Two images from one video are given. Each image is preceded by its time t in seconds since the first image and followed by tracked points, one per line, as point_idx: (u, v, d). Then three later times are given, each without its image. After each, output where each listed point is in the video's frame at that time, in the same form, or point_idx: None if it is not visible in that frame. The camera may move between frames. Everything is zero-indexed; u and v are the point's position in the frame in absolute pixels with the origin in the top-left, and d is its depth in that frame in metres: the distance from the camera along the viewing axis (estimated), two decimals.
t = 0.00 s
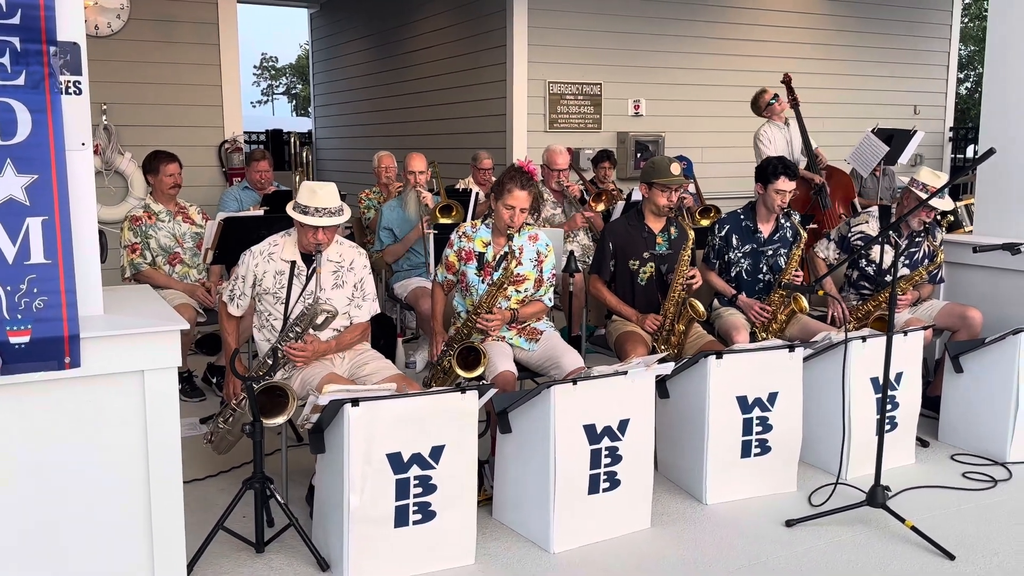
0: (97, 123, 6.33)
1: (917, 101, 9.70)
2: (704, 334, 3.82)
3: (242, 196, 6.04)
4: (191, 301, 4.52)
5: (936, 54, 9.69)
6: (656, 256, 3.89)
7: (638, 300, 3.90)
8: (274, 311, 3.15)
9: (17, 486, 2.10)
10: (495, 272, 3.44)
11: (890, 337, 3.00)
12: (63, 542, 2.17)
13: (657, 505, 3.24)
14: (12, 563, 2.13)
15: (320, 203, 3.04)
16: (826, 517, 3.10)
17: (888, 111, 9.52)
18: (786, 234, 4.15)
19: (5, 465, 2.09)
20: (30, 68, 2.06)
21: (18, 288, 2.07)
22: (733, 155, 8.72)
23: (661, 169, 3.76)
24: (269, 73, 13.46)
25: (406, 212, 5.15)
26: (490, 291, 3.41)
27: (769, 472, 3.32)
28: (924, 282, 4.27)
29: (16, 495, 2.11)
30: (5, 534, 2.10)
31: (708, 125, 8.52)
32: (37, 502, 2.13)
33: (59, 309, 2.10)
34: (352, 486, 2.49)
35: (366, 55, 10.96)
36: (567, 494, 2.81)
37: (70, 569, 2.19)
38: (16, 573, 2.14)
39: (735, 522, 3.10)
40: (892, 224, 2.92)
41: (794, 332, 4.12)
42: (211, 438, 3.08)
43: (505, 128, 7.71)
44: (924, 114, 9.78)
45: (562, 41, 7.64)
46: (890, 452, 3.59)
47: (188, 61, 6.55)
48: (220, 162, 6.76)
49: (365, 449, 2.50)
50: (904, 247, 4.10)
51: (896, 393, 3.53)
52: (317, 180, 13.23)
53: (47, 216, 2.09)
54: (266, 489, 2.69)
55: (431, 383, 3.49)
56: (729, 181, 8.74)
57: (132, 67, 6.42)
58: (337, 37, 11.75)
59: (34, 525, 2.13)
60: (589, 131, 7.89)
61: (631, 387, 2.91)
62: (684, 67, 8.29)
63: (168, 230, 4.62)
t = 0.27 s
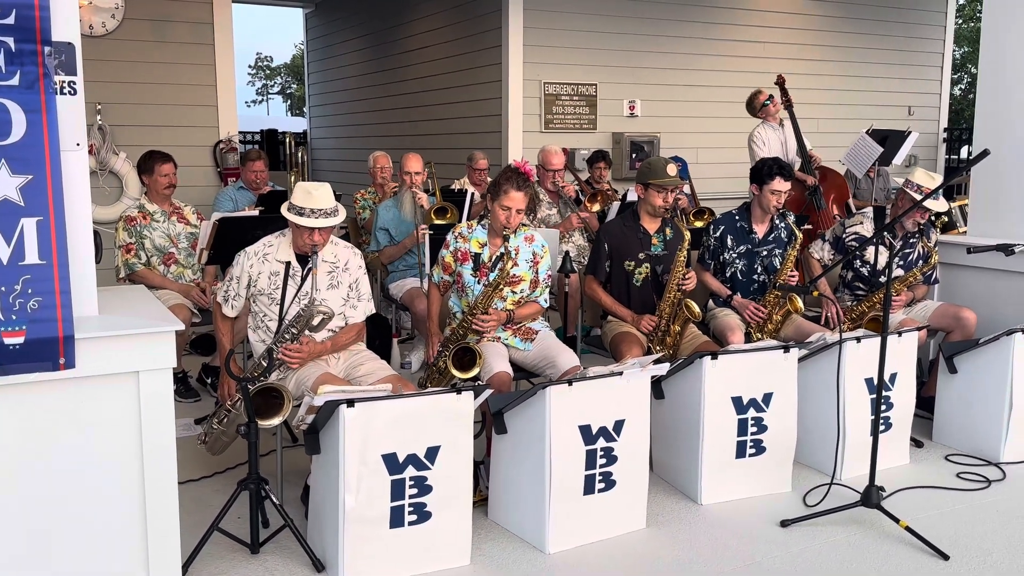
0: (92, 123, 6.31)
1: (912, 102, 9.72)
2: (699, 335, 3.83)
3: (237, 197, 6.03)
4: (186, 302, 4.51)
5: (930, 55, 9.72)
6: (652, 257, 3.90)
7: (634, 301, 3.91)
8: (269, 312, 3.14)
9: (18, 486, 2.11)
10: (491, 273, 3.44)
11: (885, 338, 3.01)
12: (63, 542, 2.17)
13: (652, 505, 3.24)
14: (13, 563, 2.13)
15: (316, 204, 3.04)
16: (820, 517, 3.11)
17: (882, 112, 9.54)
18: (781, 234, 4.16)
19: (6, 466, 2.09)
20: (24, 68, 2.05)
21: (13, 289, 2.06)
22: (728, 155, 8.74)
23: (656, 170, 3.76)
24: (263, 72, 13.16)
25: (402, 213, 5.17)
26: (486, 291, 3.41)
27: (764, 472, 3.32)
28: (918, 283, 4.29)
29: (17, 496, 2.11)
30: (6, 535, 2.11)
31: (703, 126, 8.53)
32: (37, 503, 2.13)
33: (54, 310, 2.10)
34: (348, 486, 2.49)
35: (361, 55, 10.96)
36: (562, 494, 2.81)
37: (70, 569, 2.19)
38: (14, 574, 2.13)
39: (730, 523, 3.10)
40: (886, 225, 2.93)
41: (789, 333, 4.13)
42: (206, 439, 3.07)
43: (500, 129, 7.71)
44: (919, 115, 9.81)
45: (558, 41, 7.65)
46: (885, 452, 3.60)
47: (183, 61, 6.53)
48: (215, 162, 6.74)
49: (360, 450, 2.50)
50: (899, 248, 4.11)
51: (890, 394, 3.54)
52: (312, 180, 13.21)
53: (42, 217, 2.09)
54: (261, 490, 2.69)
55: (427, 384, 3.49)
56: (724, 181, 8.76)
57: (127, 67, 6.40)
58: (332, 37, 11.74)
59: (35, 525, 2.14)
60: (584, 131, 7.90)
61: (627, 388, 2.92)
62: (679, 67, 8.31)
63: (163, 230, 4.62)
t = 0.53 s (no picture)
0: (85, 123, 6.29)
1: (905, 103, 9.75)
2: (694, 336, 3.83)
3: (231, 198, 6.01)
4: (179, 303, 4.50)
5: (923, 56, 9.74)
6: (646, 258, 3.90)
7: (628, 302, 3.91)
8: (263, 313, 3.14)
9: (16, 486, 2.10)
10: (486, 274, 3.43)
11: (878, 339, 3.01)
12: (62, 542, 2.17)
13: (647, 506, 3.25)
14: (12, 564, 2.13)
15: (312, 206, 3.03)
16: (814, 518, 3.12)
17: (875, 113, 9.57)
18: (774, 235, 4.17)
19: (5, 466, 2.09)
20: (17, 70, 2.05)
21: (6, 291, 2.05)
22: (722, 156, 8.76)
23: (651, 172, 3.77)
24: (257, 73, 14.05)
25: (396, 214, 5.17)
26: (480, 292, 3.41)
27: (758, 473, 3.33)
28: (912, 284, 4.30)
29: (16, 496, 2.11)
30: (5, 536, 2.10)
31: (697, 127, 8.55)
32: (36, 503, 2.13)
33: (47, 312, 2.09)
34: (342, 488, 2.49)
35: (355, 56, 10.95)
36: (557, 495, 2.81)
37: (69, 569, 2.19)
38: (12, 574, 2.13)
39: (724, 524, 3.11)
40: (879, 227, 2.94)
41: (782, 333, 4.14)
42: (199, 441, 3.06)
43: (494, 129, 7.71)
44: (912, 116, 9.83)
45: (552, 42, 7.66)
46: (878, 453, 3.61)
47: (176, 61, 6.52)
48: (209, 163, 6.73)
49: (355, 452, 2.49)
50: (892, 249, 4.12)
51: (884, 394, 3.55)
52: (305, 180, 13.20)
53: (35, 219, 2.08)
54: (255, 491, 2.68)
55: (421, 385, 3.49)
56: (718, 182, 8.78)
57: (120, 67, 6.38)
58: (326, 38, 11.73)
59: (34, 525, 2.13)
60: (578, 132, 7.91)
61: (621, 389, 2.92)
62: (673, 68, 8.32)
63: (156, 231, 4.60)
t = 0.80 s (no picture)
0: (77, 124, 6.26)
1: (897, 104, 9.79)
2: (688, 336, 3.84)
3: (224, 198, 5.99)
4: (173, 304, 4.49)
5: (915, 57, 9.79)
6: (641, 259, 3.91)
7: (623, 303, 3.92)
8: (258, 314, 3.13)
9: (15, 487, 2.10)
10: (480, 275, 3.44)
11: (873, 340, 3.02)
12: (62, 542, 2.16)
13: (642, 506, 3.25)
14: (12, 564, 2.12)
15: (308, 207, 3.02)
16: (809, 518, 3.13)
17: (868, 114, 9.61)
18: (768, 236, 4.18)
19: (3, 466, 2.08)
20: (11, 70, 2.04)
21: None
22: (716, 157, 8.78)
23: (645, 173, 3.77)
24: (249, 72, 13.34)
25: (390, 215, 5.17)
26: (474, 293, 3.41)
27: (753, 473, 3.34)
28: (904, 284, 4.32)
29: (15, 496, 2.10)
30: (5, 536, 2.10)
31: (691, 127, 8.57)
32: (35, 504, 2.13)
33: (41, 313, 2.08)
34: (337, 490, 2.48)
35: (349, 57, 10.93)
36: (552, 496, 2.81)
37: (69, 569, 2.19)
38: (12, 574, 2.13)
39: (720, 524, 3.12)
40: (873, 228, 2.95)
41: (776, 334, 4.15)
42: (192, 442, 3.05)
43: (488, 130, 7.71)
44: (904, 117, 9.87)
45: (546, 42, 7.66)
46: (871, 453, 3.63)
47: (169, 62, 6.50)
48: (202, 163, 6.71)
49: (350, 453, 2.49)
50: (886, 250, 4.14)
51: (877, 395, 3.56)
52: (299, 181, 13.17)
53: (29, 220, 2.07)
54: (250, 493, 2.68)
55: (416, 387, 3.49)
56: (712, 183, 8.80)
57: (113, 68, 6.36)
58: (319, 38, 11.71)
59: (34, 525, 2.13)
60: (572, 132, 7.92)
61: (616, 390, 2.92)
62: (667, 69, 8.34)
63: (149, 232, 4.58)
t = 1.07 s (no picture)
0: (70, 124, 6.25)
1: (891, 105, 9.83)
2: (683, 337, 3.84)
3: (218, 199, 5.98)
4: (167, 305, 4.47)
5: (908, 59, 9.83)
6: (636, 260, 3.91)
7: (618, 304, 3.92)
8: (253, 315, 3.12)
9: (14, 488, 2.09)
10: (475, 276, 3.43)
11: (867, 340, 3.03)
12: (60, 542, 2.16)
13: (637, 507, 3.26)
14: (11, 564, 2.12)
15: (304, 207, 3.02)
16: (804, 518, 3.14)
17: (861, 115, 9.64)
18: (763, 237, 4.18)
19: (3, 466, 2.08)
20: (5, 70, 2.03)
21: None
22: (710, 158, 8.80)
23: (640, 174, 3.75)
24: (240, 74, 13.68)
25: (385, 216, 5.16)
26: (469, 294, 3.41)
27: (748, 474, 3.34)
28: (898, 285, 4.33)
29: (13, 497, 2.09)
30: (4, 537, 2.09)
31: (685, 128, 8.59)
32: (34, 505, 2.12)
33: (36, 315, 2.07)
34: (333, 491, 2.48)
35: (342, 57, 10.91)
36: (548, 497, 2.81)
37: (69, 569, 2.18)
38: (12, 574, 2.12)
39: (715, 524, 3.12)
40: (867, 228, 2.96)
41: (770, 335, 4.16)
42: (186, 444, 3.04)
43: (482, 130, 7.71)
44: (898, 118, 9.91)
45: (540, 43, 7.67)
46: (866, 453, 3.64)
47: (162, 62, 6.49)
48: (195, 164, 6.69)
49: (346, 454, 2.48)
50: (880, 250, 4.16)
51: (871, 395, 3.57)
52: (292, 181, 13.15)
53: (23, 221, 2.06)
54: (245, 495, 2.67)
55: (412, 387, 3.48)
56: (706, 183, 8.82)
57: (106, 68, 6.35)
58: (313, 38, 11.69)
59: (34, 525, 2.12)
60: (566, 133, 7.92)
61: (612, 390, 2.92)
62: (661, 70, 8.36)
63: (143, 233, 4.57)
